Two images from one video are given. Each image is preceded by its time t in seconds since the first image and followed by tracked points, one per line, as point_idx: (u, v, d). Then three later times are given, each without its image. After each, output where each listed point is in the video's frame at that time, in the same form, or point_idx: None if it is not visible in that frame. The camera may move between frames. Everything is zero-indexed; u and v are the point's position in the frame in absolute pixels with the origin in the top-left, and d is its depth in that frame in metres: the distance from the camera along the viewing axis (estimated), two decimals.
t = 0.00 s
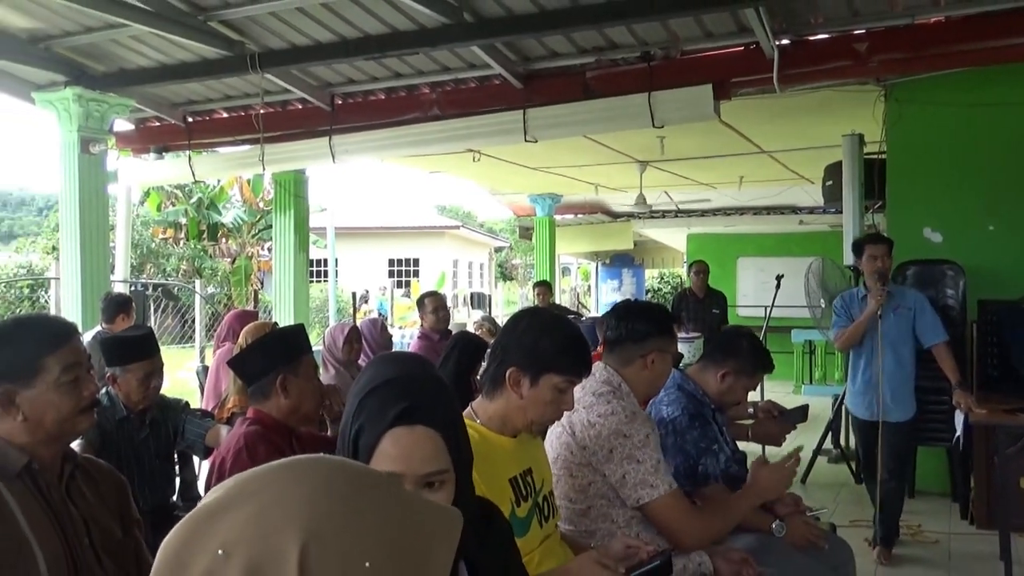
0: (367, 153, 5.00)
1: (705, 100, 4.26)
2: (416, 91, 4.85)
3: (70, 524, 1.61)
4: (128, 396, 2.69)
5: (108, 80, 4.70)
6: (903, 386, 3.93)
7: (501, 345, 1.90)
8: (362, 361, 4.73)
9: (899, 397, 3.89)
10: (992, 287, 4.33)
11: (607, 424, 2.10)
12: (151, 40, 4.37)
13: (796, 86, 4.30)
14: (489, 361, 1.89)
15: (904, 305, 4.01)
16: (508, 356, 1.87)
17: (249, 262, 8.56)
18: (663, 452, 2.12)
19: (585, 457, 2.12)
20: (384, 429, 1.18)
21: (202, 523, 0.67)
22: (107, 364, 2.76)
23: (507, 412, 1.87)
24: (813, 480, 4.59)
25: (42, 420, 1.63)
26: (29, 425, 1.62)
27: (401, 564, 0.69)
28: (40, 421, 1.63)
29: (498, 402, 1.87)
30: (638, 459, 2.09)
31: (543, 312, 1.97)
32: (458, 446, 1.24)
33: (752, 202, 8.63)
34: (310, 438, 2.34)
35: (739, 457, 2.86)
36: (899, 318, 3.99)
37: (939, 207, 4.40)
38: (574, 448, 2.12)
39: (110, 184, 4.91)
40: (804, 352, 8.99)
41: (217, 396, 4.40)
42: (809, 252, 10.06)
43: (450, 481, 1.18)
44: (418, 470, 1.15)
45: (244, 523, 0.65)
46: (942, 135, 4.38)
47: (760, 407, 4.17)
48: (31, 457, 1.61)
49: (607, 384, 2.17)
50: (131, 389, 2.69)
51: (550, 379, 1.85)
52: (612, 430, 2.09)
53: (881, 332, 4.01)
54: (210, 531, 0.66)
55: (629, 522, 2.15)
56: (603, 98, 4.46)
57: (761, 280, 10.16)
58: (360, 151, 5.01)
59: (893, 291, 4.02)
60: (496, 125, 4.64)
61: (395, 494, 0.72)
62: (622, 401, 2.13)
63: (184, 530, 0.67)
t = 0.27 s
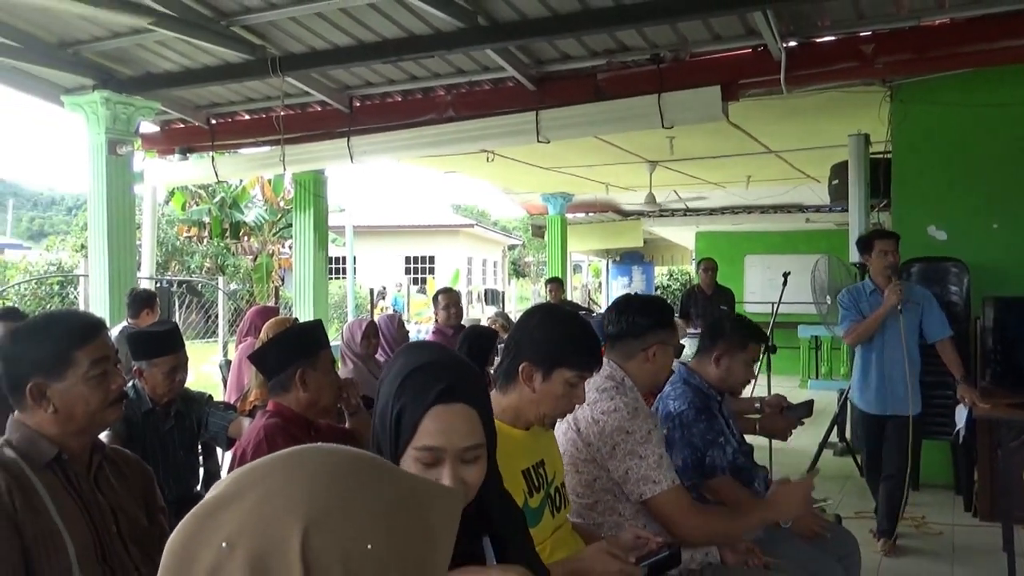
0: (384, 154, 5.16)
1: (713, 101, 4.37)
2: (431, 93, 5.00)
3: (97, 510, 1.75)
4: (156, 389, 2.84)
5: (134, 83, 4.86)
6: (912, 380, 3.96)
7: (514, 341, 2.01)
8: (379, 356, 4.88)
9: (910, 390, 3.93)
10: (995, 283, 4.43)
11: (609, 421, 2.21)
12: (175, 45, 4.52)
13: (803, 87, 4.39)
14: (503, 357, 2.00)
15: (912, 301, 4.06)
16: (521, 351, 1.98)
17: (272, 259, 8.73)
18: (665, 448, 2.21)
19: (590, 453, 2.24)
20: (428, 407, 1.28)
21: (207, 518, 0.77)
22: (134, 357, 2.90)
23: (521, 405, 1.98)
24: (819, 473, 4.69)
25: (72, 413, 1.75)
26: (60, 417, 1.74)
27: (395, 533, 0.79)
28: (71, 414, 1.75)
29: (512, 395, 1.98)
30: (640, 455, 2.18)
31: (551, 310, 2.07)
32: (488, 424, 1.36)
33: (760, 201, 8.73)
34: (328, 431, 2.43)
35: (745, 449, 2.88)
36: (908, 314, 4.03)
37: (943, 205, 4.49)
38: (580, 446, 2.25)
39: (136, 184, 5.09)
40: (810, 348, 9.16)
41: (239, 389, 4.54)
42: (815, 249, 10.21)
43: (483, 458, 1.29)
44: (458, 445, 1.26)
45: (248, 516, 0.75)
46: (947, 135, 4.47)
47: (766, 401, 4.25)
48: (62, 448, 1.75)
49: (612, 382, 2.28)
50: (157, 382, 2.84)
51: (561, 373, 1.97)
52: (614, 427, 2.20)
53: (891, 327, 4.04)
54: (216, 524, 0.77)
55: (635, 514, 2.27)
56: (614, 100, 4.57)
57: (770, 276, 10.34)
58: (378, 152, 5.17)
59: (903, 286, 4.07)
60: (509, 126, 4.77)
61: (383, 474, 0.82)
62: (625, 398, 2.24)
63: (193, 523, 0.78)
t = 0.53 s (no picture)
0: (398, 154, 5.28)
1: (721, 102, 4.45)
2: (444, 95, 5.12)
3: (120, 500, 1.79)
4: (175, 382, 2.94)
5: (155, 85, 4.99)
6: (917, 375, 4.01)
7: (524, 337, 2.08)
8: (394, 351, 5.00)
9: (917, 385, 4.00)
10: (998, 280, 4.50)
11: (614, 420, 2.30)
12: (195, 48, 4.64)
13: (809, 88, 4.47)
14: (514, 352, 2.08)
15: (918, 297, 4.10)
16: (532, 347, 2.06)
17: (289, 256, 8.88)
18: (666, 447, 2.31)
19: (596, 450, 2.33)
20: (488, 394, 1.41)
21: (235, 523, 0.88)
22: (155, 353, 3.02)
23: (532, 400, 2.06)
24: (824, 467, 4.78)
25: (96, 406, 1.81)
26: (83, 409, 1.80)
27: (400, 509, 0.95)
28: (94, 406, 1.81)
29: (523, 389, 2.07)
30: (642, 453, 2.28)
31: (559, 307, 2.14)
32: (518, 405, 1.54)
33: (767, 199, 8.81)
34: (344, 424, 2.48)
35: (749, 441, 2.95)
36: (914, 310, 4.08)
37: (947, 204, 4.57)
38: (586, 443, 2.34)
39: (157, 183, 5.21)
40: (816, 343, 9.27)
41: (257, 382, 4.67)
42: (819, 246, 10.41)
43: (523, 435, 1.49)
44: (511, 423, 1.43)
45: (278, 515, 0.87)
46: (951, 134, 4.54)
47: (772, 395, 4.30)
48: (86, 439, 1.80)
49: (619, 379, 2.36)
50: (177, 375, 2.94)
51: (571, 368, 2.05)
52: (618, 426, 2.29)
53: (898, 322, 4.07)
54: (246, 526, 0.88)
55: (639, 508, 2.36)
56: (623, 100, 4.67)
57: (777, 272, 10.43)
58: (392, 152, 5.29)
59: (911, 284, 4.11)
60: (520, 127, 4.89)
61: (380, 458, 0.96)
62: (630, 396, 2.33)
63: (220, 528, 0.88)
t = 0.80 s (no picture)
0: (412, 155, 5.43)
1: (727, 103, 4.55)
2: (456, 96, 5.28)
3: (142, 488, 1.90)
4: (199, 376, 3.06)
5: (177, 88, 5.16)
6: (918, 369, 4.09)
7: (535, 329, 2.05)
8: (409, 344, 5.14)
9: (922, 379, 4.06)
10: (999, 277, 4.59)
11: (620, 413, 2.29)
12: (216, 52, 4.78)
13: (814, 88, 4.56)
14: (524, 345, 2.06)
15: (920, 293, 4.18)
16: (542, 340, 2.02)
17: (306, 254, 9.08)
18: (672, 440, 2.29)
19: (601, 443, 2.32)
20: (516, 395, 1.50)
21: (263, 504, 0.92)
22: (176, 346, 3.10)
23: (542, 393, 2.02)
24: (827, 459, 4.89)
25: (119, 398, 1.92)
26: (107, 401, 1.91)
27: (422, 491, 0.99)
28: (118, 399, 1.91)
29: (533, 382, 2.03)
30: (648, 446, 2.26)
31: (570, 300, 2.10)
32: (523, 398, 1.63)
33: (772, 198, 8.93)
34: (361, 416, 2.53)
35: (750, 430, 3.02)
36: (917, 305, 4.14)
37: (950, 202, 4.65)
38: (593, 436, 2.33)
39: (179, 182, 5.39)
40: (822, 338, 9.45)
41: (276, 375, 4.81)
42: (820, 244, 10.99)
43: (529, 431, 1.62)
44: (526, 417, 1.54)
45: (305, 494, 0.91)
46: (953, 133, 4.62)
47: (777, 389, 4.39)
48: (110, 430, 1.91)
49: (626, 373, 2.34)
50: (200, 368, 3.07)
51: (582, 362, 2.00)
52: (624, 419, 2.28)
53: (901, 316, 4.14)
54: (275, 506, 0.92)
55: (647, 500, 2.35)
56: (631, 101, 4.79)
57: (781, 271, 11.03)
58: (406, 152, 5.44)
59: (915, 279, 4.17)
60: (532, 127, 5.02)
61: (400, 444, 1.01)
62: (636, 390, 2.31)
63: (250, 510, 0.92)
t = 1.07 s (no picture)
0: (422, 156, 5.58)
1: (729, 105, 4.66)
2: (465, 98, 5.42)
3: (161, 482, 1.95)
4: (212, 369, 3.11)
5: (194, 92, 5.29)
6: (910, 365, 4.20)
7: (542, 325, 2.10)
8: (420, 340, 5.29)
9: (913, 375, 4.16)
10: (996, 275, 4.68)
11: (623, 409, 2.30)
12: (231, 57, 4.92)
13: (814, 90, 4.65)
14: (531, 341, 2.11)
15: (912, 292, 4.28)
16: (548, 337, 2.08)
17: (319, 253, 9.25)
18: (675, 435, 2.30)
19: (605, 437, 2.33)
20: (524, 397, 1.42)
21: (281, 482, 0.96)
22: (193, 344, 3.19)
23: (548, 387, 2.07)
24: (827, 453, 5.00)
25: (139, 393, 1.95)
26: (127, 396, 1.94)
27: (435, 474, 1.02)
28: (137, 394, 1.95)
29: (540, 378, 2.08)
30: (651, 442, 2.27)
31: (576, 298, 2.15)
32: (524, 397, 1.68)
33: (775, 197, 9.06)
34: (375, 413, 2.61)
35: (744, 422, 3.08)
36: (909, 303, 4.25)
37: (949, 202, 4.75)
38: (598, 430, 2.34)
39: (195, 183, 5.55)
40: (823, 334, 9.60)
41: (289, 371, 4.95)
42: (820, 242, 11.32)
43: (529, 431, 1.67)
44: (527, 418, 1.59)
45: (322, 474, 0.94)
46: (952, 134, 4.71)
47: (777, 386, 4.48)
48: (130, 426, 1.95)
49: (630, 369, 2.35)
50: (215, 363, 3.13)
51: (587, 358, 2.06)
52: (627, 414, 2.29)
53: (893, 314, 4.24)
54: (293, 484, 0.95)
55: (651, 493, 2.36)
56: (636, 103, 4.90)
57: (782, 269, 11.38)
58: (415, 153, 5.59)
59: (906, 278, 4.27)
60: (538, 129, 5.15)
61: (415, 430, 1.04)
62: (640, 386, 2.32)
63: (268, 487, 0.96)
